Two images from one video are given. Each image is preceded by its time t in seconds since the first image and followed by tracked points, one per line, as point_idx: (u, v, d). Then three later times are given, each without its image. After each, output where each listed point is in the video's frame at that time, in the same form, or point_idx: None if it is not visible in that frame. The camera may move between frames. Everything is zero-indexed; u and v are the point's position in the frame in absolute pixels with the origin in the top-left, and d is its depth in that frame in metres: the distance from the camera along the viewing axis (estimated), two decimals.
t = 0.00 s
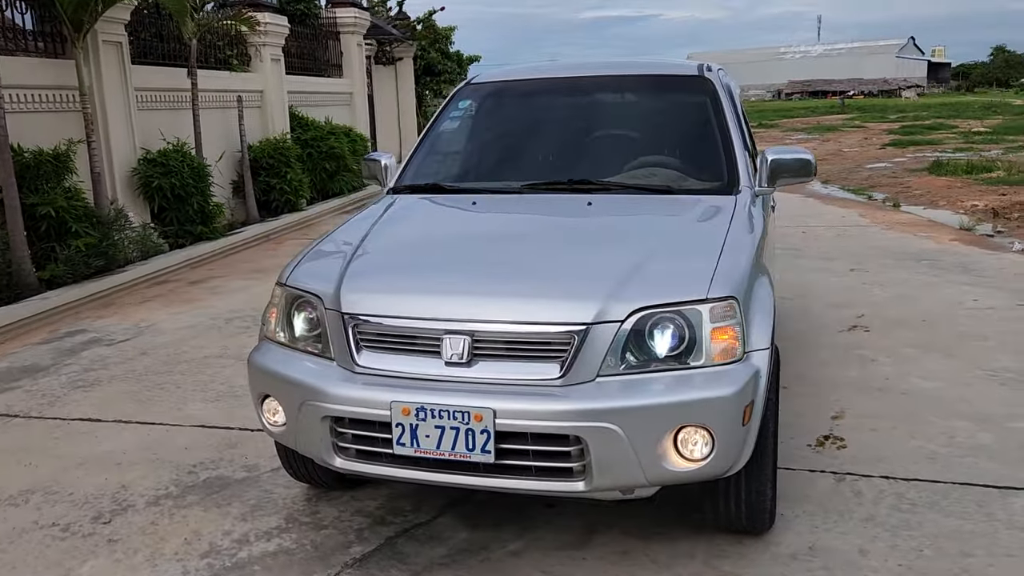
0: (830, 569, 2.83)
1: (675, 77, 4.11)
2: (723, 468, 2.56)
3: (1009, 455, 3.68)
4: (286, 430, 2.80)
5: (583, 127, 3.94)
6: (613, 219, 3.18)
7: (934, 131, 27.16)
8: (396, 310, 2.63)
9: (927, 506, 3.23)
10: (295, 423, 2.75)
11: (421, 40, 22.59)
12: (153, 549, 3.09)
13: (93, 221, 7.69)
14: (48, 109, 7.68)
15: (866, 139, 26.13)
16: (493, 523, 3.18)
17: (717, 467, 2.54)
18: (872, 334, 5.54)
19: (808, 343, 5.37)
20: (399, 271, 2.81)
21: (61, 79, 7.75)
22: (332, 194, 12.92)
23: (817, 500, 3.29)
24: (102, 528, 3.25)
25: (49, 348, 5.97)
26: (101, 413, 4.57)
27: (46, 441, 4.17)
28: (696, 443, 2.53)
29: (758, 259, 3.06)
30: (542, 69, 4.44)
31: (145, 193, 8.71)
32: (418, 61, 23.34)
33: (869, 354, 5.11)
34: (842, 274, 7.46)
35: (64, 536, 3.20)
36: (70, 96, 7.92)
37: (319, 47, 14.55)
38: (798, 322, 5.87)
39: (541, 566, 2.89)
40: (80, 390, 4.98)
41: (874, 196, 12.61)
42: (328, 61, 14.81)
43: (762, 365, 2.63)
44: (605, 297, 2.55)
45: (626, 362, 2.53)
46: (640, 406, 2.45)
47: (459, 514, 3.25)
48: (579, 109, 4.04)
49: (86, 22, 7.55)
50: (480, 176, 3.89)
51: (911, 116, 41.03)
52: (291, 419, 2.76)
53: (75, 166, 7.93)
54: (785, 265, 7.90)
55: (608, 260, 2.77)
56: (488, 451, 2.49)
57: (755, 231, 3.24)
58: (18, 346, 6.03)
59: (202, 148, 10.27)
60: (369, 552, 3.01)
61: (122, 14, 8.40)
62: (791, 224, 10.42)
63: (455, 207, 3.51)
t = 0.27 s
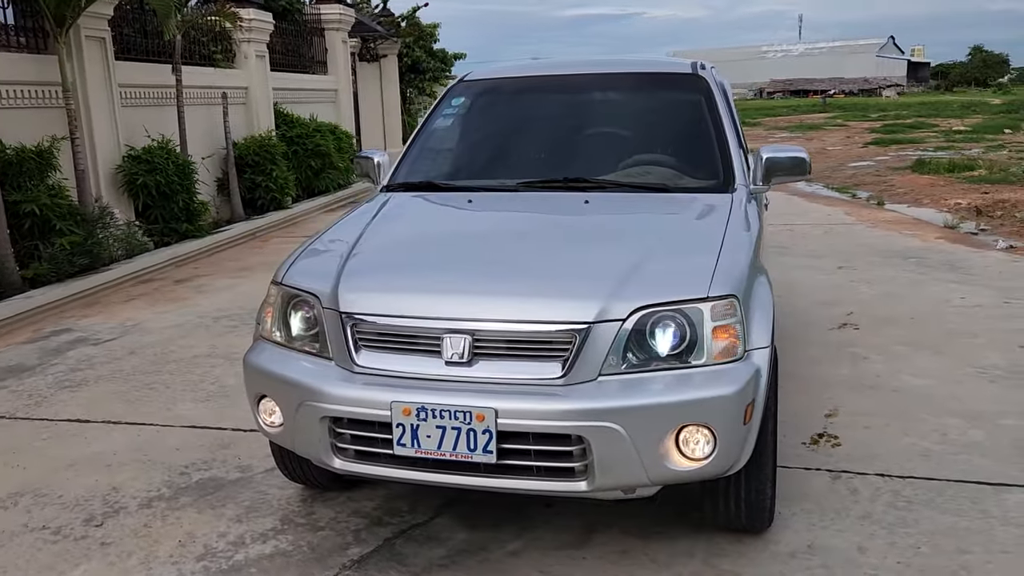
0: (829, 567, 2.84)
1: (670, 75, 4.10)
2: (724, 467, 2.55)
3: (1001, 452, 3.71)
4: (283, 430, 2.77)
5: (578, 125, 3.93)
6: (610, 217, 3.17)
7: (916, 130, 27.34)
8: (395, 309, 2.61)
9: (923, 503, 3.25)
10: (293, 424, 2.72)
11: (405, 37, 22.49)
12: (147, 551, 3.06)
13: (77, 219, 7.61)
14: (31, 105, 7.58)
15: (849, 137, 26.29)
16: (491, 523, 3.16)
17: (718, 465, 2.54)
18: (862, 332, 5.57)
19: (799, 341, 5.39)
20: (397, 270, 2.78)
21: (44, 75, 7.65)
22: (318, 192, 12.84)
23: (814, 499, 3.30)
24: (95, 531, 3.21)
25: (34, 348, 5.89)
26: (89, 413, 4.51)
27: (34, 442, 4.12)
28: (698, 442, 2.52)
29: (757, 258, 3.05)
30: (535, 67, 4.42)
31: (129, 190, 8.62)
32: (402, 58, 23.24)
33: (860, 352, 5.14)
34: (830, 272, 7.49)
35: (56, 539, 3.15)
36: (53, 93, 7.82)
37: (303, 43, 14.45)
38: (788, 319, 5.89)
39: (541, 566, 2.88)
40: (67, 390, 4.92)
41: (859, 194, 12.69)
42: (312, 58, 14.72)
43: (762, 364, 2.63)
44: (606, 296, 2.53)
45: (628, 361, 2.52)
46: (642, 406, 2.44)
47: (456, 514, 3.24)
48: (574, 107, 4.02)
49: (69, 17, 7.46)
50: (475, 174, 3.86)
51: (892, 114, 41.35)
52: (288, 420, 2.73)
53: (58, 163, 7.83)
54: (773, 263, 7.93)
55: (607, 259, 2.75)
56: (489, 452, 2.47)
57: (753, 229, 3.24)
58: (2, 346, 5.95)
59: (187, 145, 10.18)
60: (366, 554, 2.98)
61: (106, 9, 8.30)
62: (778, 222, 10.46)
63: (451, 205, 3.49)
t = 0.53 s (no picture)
0: (834, 565, 2.85)
1: (667, 76, 4.11)
2: (732, 466, 2.56)
3: (997, 449, 3.75)
4: (287, 433, 2.75)
5: (577, 125, 3.93)
6: (613, 217, 3.17)
7: (895, 130, 27.56)
8: (403, 311, 2.59)
9: (923, 501, 3.27)
10: (298, 427, 2.70)
11: (388, 36, 22.39)
12: (148, 556, 3.02)
13: (61, 219, 7.52)
14: (14, 104, 7.47)
15: (830, 137, 26.46)
16: (495, 525, 3.16)
17: (727, 464, 2.54)
18: (853, 330, 5.61)
19: (792, 339, 5.42)
20: (402, 270, 2.77)
21: (27, 73, 7.54)
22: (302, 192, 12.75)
23: (815, 497, 3.32)
24: (93, 536, 3.17)
25: (20, 350, 5.81)
26: (81, 417, 4.46)
27: (26, 446, 4.06)
28: (707, 442, 2.53)
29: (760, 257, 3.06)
30: (532, 67, 4.42)
31: (113, 190, 8.52)
32: (384, 57, 23.13)
33: (852, 351, 5.17)
34: (818, 271, 7.54)
35: (54, 545, 3.11)
36: (35, 91, 7.72)
37: (286, 41, 14.36)
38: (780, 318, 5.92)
39: (548, 567, 2.88)
40: (56, 393, 4.85)
41: (842, 193, 12.79)
42: (296, 56, 14.62)
43: (769, 364, 2.64)
44: (615, 297, 2.53)
45: (637, 361, 2.52)
46: (652, 406, 2.44)
47: (459, 516, 3.23)
48: (572, 106, 4.02)
49: (52, 15, 7.35)
50: (473, 174, 3.85)
51: (870, 114, 41.74)
52: (294, 423, 2.71)
53: (41, 163, 7.73)
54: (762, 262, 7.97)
55: (614, 259, 2.75)
56: (500, 454, 2.46)
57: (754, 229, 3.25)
58: None
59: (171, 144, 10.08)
60: (371, 557, 2.97)
61: (89, 7, 8.19)
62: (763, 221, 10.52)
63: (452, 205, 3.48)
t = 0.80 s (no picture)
0: (846, 561, 2.87)
1: (668, 75, 4.12)
2: (748, 464, 2.57)
3: (996, 444, 3.80)
4: (300, 436, 2.73)
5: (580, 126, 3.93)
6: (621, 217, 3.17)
7: (873, 128, 27.81)
8: (418, 313, 2.58)
9: (927, 496, 3.31)
10: (312, 430, 2.68)
11: (368, 35, 22.27)
12: (155, 561, 2.98)
13: (45, 221, 7.41)
14: None
15: (808, 136, 26.64)
16: (505, 525, 3.15)
17: (743, 463, 2.55)
18: (846, 327, 5.66)
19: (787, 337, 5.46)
20: (416, 271, 2.75)
21: (9, 74, 7.43)
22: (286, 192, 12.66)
23: (821, 494, 3.34)
24: (97, 542, 3.12)
25: (8, 354, 5.72)
26: (75, 421, 4.39)
27: (21, 452, 3.99)
28: (725, 441, 2.54)
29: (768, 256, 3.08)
30: (532, 66, 4.41)
31: (97, 191, 8.42)
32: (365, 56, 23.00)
33: (847, 348, 5.22)
34: (807, 269, 7.59)
35: (57, 552, 3.06)
36: (18, 91, 7.60)
37: (268, 41, 14.25)
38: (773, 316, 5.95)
39: (561, 568, 2.87)
40: (48, 397, 4.78)
41: (825, 192, 12.90)
42: (278, 56, 14.52)
43: (783, 363, 2.65)
44: (632, 297, 2.53)
45: (654, 361, 2.52)
46: (670, 406, 2.44)
47: (468, 517, 3.22)
48: (574, 106, 4.03)
49: (35, 14, 7.24)
50: (477, 174, 3.84)
51: (847, 113, 42.16)
52: (307, 426, 2.68)
53: (24, 164, 7.62)
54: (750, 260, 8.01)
55: (628, 258, 2.76)
56: (519, 454, 2.46)
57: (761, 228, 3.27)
58: None
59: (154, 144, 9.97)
60: (382, 559, 2.95)
61: (71, 7, 8.08)
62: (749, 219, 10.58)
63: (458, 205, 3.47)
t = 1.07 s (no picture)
0: (856, 556, 2.91)
1: (670, 76, 4.15)
2: (765, 462, 2.60)
3: (994, 438, 3.86)
4: (316, 438, 2.73)
5: (584, 127, 3.95)
6: (631, 217, 3.19)
7: (851, 127, 28.06)
8: (436, 314, 2.58)
9: (932, 491, 3.35)
10: (329, 432, 2.68)
11: (350, 35, 22.20)
12: (167, 566, 2.97)
13: (32, 223, 7.33)
14: None
15: (789, 135, 26.84)
16: (517, 525, 3.16)
17: (760, 460, 2.58)
18: (839, 325, 5.72)
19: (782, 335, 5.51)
20: (431, 272, 2.76)
21: None
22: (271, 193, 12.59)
23: (827, 490, 3.38)
24: (107, 547, 3.10)
25: None
26: (74, 425, 4.35)
27: (22, 457, 3.95)
28: (742, 438, 2.56)
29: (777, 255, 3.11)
30: (533, 67, 4.43)
31: (83, 193, 8.34)
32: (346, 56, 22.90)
33: (842, 345, 5.28)
34: (797, 267, 7.66)
35: (66, 558, 3.03)
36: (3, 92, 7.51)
37: (252, 41, 14.17)
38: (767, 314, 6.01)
39: (576, 566, 2.89)
40: (44, 402, 4.73)
41: (809, 191, 13.01)
42: (261, 56, 14.45)
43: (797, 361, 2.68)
44: (649, 297, 2.55)
45: (672, 360, 2.54)
46: (689, 404, 2.47)
47: (480, 518, 3.23)
48: (577, 107, 4.04)
49: (21, 14, 7.17)
50: (482, 175, 3.85)
51: (825, 113, 42.55)
52: (324, 428, 2.69)
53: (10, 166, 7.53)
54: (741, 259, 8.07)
55: (642, 258, 2.78)
56: (540, 454, 2.48)
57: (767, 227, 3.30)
58: None
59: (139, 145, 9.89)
60: (397, 560, 2.95)
61: (56, 7, 8.00)
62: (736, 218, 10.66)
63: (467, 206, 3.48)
